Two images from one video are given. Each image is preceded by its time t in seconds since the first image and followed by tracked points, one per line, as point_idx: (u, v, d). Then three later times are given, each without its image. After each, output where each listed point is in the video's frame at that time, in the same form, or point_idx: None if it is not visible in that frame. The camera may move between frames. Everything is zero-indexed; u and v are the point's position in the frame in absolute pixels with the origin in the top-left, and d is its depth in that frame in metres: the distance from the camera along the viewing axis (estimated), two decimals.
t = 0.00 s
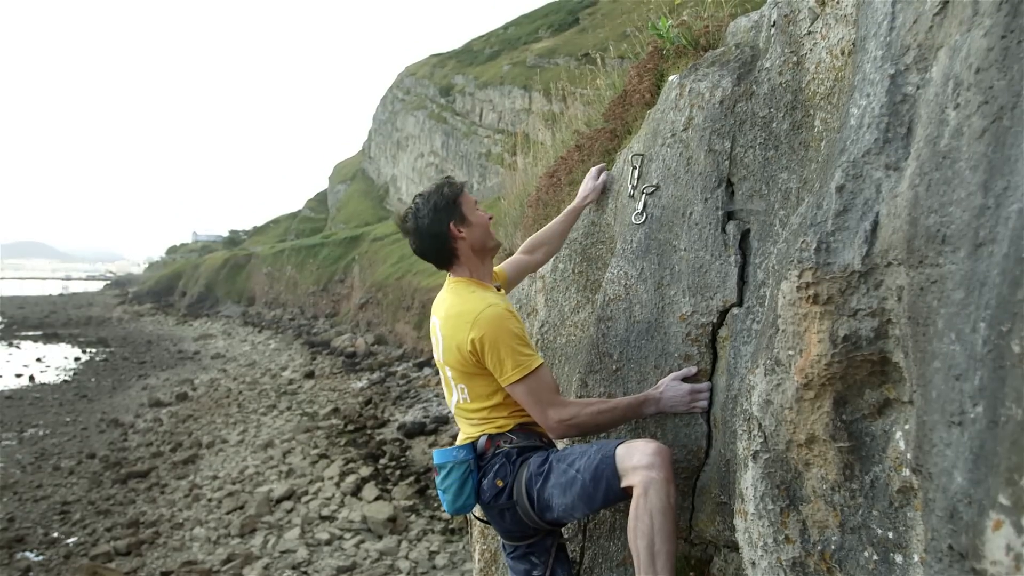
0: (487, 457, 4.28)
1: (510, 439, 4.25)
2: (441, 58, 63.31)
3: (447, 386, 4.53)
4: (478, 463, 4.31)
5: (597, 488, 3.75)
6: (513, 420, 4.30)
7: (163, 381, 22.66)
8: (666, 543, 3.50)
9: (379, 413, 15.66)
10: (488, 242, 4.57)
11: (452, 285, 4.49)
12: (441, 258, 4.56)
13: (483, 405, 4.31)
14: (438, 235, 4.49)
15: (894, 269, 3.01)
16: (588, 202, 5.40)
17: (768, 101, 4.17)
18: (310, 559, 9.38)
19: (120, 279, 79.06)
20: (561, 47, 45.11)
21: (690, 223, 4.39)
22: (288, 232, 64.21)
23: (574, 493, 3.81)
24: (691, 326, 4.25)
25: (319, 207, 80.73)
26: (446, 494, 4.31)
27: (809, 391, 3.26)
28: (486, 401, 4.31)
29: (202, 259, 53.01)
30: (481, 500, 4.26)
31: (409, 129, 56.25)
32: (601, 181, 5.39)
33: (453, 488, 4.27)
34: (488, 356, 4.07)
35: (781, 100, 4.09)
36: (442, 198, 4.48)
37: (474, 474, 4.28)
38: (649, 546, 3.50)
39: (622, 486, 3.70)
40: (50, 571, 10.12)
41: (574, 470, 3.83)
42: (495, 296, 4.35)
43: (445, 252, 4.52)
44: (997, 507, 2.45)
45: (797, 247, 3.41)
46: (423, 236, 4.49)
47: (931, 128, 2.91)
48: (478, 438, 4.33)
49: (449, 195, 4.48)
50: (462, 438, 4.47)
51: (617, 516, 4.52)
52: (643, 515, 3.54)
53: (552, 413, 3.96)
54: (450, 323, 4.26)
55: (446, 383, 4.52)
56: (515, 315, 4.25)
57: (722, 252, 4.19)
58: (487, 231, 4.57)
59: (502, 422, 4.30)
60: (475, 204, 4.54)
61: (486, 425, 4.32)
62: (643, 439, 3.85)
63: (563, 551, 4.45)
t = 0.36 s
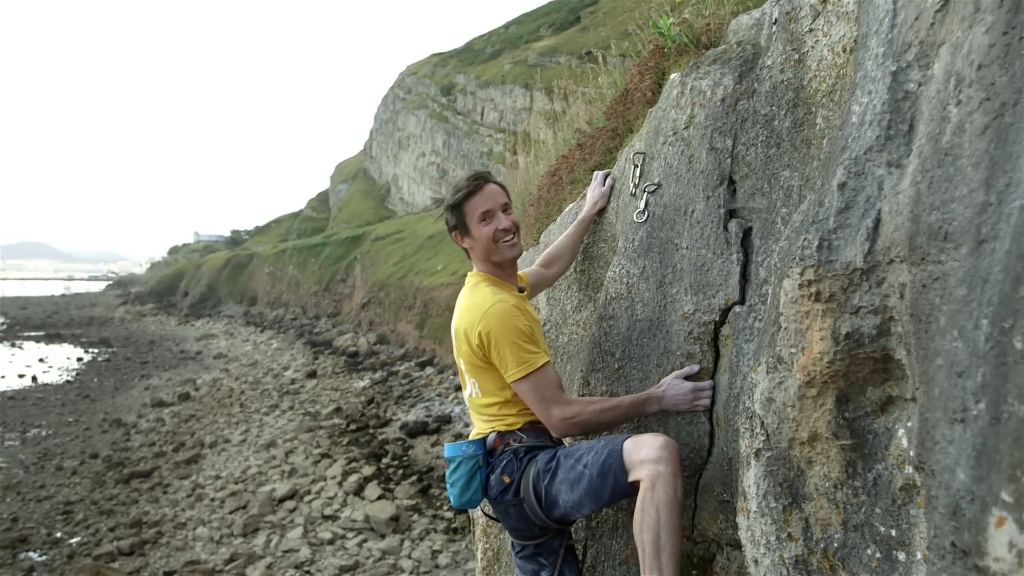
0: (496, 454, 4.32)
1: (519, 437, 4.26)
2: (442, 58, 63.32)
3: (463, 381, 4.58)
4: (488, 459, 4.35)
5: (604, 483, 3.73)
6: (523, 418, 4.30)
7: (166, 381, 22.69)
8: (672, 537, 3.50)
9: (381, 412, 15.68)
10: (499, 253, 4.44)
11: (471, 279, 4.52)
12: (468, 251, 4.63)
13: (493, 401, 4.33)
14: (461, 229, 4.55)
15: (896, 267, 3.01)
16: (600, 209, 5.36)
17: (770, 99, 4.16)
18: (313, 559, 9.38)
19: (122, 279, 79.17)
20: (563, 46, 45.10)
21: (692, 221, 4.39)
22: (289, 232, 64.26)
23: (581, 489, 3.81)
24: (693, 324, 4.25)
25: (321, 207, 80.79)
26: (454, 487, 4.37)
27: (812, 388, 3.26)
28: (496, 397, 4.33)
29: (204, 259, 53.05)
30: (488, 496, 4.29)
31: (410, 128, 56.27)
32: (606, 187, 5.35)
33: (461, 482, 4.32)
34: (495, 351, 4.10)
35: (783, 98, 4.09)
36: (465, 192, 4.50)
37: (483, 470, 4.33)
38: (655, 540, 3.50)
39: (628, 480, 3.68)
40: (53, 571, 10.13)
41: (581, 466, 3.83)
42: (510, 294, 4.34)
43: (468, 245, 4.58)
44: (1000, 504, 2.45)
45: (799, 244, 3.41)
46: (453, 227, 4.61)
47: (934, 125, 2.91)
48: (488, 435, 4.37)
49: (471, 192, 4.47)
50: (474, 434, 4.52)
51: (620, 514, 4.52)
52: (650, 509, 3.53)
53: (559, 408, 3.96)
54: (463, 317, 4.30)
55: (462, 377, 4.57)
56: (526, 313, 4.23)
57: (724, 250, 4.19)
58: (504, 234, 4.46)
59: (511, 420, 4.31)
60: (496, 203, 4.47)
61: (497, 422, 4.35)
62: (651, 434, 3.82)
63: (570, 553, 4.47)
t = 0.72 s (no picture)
0: (516, 444, 4.32)
1: (541, 429, 4.28)
2: (441, 52, 63.24)
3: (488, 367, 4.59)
4: (506, 449, 4.35)
5: (625, 470, 3.71)
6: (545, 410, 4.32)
7: (167, 376, 22.70)
8: (686, 525, 3.50)
9: (382, 407, 15.70)
10: (535, 244, 4.45)
11: (505, 266, 4.51)
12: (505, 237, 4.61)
13: (516, 390, 4.35)
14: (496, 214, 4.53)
15: (897, 258, 3.00)
16: (600, 203, 5.37)
17: (771, 91, 4.15)
18: (315, 553, 9.39)
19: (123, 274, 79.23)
20: (563, 40, 45.03)
21: (692, 214, 4.38)
22: (290, 227, 64.28)
23: (601, 477, 3.80)
24: (694, 317, 4.25)
25: (321, 202, 80.81)
26: (472, 476, 4.33)
27: (813, 380, 3.25)
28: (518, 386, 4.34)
29: (204, 255, 53.06)
30: (506, 487, 4.27)
31: (410, 123, 56.24)
32: (607, 181, 5.34)
33: (480, 471, 4.30)
34: (516, 341, 4.09)
35: (784, 90, 4.07)
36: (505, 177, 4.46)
37: (501, 460, 4.32)
38: (668, 525, 3.50)
39: (649, 467, 3.65)
40: (55, 565, 10.15)
41: (601, 453, 3.82)
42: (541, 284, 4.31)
43: (504, 231, 4.57)
44: (1001, 495, 2.43)
45: (800, 236, 3.40)
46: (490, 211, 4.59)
47: (935, 116, 2.90)
48: (510, 424, 4.39)
49: (511, 178, 4.42)
50: (495, 424, 4.53)
51: (622, 507, 4.52)
52: (667, 495, 3.52)
53: (570, 402, 3.95)
54: (491, 303, 4.30)
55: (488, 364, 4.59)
56: (555, 306, 4.19)
57: (724, 243, 4.18)
58: (538, 228, 4.43)
59: (534, 411, 4.33)
60: (534, 194, 4.42)
61: (519, 412, 4.37)
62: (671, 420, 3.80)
63: (586, 554, 4.48)
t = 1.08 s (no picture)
0: (526, 432, 4.33)
1: (552, 419, 4.28)
2: (438, 43, 63.01)
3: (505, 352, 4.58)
4: (516, 437, 4.37)
5: (634, 458, 3.72)
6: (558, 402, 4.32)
7: (165, 367, 22.70)
8: (692, 510, 3.51)
9: (380, 398, 15.70)
10: (570, 239, 4.36)
11: (536, 254, 4.45)
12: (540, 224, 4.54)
13: (529, 380, 4.34)
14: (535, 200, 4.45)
15: (895, 246, 2.99)
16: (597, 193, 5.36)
17: (768, 80, 4.13)
18: (313, 544, 9.41)
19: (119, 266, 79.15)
20: (560, 30, 44.88)
21: (689, 203, 4.37)
22: (287, 219, 64.17)
23: (610, 465, 3.80)
24: (691, 306, 4.24)
25: (318, 193, 80.68)
26: (479, 462, 4.36)
27: (810, 368, 3.25)
28: (532, 376, 4.32)
29: (201, 246, 53.00)
30: (514, 474, 4.29)
31: (408, 114, 56.08)
32: (603, 170, 5.34)
33: (487, 458, 4.32)
34: (535, 333, 4.06)
35: (782, 79, 4.05)
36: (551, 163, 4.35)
37: (510, 448, 4.34)
38: (674, 509, 3.52)
39: (659, 453, 3.66)
40: (54, 557, 10.16)
41: (610, 441, 3.82)
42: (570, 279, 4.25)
43: (540, 219, 4.50)
44: (998, 481, 2.43)
45: (797, 224, 3.39)
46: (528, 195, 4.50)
47: (933, 103, 2.89)
48: (521, 413, 4.38)
49: (557, 167, 4.32)
50: (506, 412, 4.54)
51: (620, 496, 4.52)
52: (676, 479, 3.54)
53: (580, 400, 3.95)
54: (519, 289, 4.26)
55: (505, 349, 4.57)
56: (580, 304, 4.15)
57: (721, 232, 4.17)
58: (575, 224, 4.33)
59: (547, 402, 4.33)
60: (575, 188, 4.32)
61: (531, 401, 4.36)
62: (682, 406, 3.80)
63: (592, 549, 4.48)
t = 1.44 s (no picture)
0: (528, 423, 4.32)
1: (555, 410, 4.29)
2: (436, 34, 62.77)
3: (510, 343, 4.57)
4: (517, 428, 4.36)
5: (637, 447, 3.72)
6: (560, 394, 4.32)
7: (163, 360, 22.70)
8: (693, 497, 3.52)
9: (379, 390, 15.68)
10: (580, 233, 4.30)
11: (545, 245, 4.41)
12: (550, 216, 4.49)
13: (532, 372, 4.34)
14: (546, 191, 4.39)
15: (893, 234, 2.99)
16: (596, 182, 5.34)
17: (766, 69, 4.11)
18: (312, 535, 9.43)
19: (117, 259, 79.07)
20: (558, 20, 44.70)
21: (688, 192, 4.36)
22: (285, 211, 64.07)
23: (613, 454, 3.80)
24: (690, 296, 4.23)
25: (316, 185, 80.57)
26: (481, 452, 4.35)
27: (808, 357, 3.24)
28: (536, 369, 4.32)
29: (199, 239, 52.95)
30: (515, 465, 4.29)
31: (406, 106, 55.94)
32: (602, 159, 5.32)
33: (489, 448, 4.32)
34: (539, 326, 4.05)
35: (780, 68, 4.03)
36: (566, 153, 4.28)
37: (512, 438, 4.33)
38: (675, 495, 3.53)
39: (661, 441, 3.66)
40: (54, 549, 10.18)
41: (613, 430, 3.81)
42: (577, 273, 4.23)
43: (551, 210, 4.44)
44: (996, 468, 2.42)
45: (795, 212, 3.38)
46: (540, 185, 4.44)
47: (932, 91, 2.88)
48: (523, 404, 4.38)
49: (571, 158, 4.25)
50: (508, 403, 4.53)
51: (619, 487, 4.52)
52: (677, 466, 3.54)
53: (582, 393, 3.95)
54: (525, 281, 4.24)
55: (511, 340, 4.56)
56: (586, 298, 4.12)
57: (720, 222, 4.16)
58: (587, 218, 4.27)
59: (550, 393, 4.33)
60: (587, 181, 4.25)
61: (534, 393, 4.36)
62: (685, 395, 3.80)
63: (592, 540, 4.49)
